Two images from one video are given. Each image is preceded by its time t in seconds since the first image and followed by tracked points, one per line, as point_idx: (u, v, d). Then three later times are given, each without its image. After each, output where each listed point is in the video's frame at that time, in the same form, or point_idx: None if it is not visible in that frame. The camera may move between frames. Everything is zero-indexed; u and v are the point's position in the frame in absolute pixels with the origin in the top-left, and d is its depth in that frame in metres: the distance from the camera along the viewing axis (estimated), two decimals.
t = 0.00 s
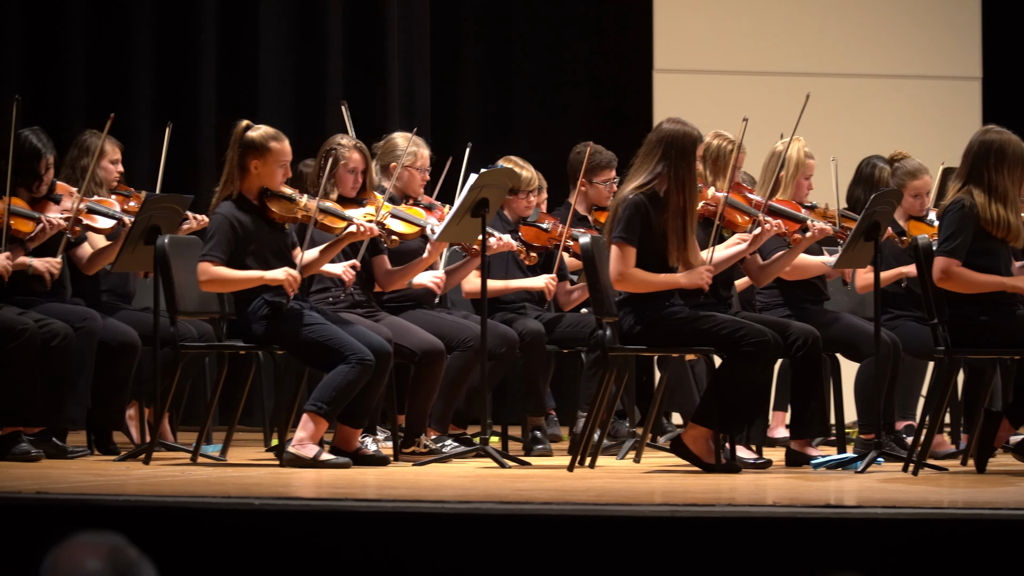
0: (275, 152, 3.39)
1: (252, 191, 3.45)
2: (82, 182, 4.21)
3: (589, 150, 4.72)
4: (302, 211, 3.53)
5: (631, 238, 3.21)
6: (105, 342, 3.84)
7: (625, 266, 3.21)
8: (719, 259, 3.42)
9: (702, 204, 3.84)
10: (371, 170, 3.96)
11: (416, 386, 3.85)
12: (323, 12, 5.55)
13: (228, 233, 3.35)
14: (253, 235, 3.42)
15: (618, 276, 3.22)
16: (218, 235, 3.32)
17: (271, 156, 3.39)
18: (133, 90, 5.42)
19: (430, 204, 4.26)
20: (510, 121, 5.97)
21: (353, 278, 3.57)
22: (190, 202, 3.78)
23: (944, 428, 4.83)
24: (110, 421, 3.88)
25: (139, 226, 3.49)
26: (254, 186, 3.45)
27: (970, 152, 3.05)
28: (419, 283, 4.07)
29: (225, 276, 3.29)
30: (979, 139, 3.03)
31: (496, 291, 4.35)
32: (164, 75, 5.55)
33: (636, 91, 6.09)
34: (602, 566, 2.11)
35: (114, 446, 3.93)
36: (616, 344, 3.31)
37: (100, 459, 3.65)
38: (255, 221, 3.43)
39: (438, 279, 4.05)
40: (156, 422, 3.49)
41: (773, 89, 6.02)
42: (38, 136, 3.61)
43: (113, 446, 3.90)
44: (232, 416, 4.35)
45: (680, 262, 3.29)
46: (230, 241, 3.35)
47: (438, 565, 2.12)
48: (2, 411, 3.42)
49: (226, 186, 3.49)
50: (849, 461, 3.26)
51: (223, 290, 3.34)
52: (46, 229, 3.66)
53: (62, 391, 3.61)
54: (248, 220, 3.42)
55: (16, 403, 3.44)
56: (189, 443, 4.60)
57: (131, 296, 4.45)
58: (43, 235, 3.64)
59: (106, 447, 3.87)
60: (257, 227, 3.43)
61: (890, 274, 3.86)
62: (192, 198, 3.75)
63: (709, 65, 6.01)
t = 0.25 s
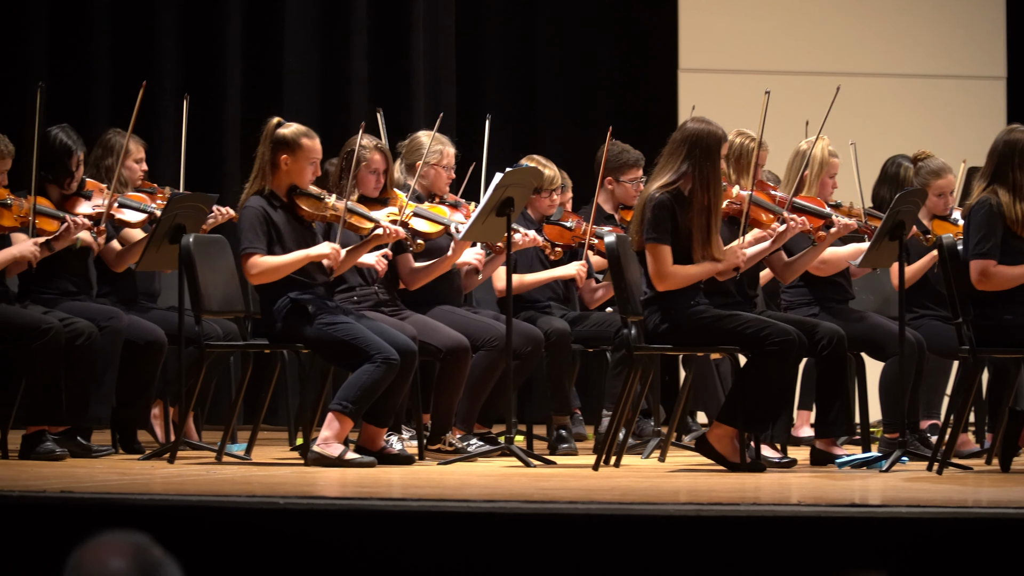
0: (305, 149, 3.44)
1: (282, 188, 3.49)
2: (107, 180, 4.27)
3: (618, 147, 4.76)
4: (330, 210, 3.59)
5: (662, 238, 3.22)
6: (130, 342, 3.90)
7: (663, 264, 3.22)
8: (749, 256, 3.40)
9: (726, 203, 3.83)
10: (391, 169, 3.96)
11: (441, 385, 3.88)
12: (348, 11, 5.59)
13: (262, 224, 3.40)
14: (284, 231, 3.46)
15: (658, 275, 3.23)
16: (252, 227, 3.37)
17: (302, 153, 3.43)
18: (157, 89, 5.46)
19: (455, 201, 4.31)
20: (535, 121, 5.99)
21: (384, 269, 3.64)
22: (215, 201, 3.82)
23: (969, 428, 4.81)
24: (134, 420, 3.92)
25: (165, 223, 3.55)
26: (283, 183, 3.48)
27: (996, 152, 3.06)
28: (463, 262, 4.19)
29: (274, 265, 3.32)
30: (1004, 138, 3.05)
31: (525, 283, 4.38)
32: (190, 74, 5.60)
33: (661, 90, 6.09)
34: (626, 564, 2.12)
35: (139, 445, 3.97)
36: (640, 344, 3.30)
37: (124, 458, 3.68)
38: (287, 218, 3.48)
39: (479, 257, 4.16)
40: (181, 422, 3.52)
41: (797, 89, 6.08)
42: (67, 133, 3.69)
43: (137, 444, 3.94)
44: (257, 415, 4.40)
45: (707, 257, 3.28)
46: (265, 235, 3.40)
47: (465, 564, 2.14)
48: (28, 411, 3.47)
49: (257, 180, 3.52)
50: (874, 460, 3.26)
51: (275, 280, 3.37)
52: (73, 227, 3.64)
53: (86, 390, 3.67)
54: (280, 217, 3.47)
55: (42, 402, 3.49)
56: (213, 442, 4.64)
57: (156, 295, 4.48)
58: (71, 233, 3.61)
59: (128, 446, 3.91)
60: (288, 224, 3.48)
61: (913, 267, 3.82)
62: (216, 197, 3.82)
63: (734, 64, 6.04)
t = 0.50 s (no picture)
0: (333, 147, 3.47)
1: (308, 186, 3.54)
2: (129, 180, 4.32)
3: (643, 147, 4.78)
4: (354, 209, 3.62)
5: (681, 238, 3.24)
6: (152, 342, 3.95)
7: (678, 264, 3.23)
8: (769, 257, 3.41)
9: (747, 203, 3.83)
10: (411, 169, 3.97)
11: (462, 385, 3.91)
12: (370, 12, 5.64)
13: (286, 220, 3.43)
14: (308, 228, 3.50)
15: (673, 276, 3.24)
16: (276, 224, 3.39)
17: (328, 151, 3.47)
18: (180, 91, 5.51)
19: (477, 202, 4.32)
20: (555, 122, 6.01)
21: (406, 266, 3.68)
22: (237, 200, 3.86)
23: (990, 428, 4.80)
24: (155, 418, 3.96)
25: (187, 223, 3.58)
26: (309, 181, 3.53)
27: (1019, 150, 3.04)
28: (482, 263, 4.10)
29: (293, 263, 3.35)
30: None
31: (545, 283, 4.40)
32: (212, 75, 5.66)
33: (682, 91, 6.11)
34: (646, 563, 2.13)
35: (159, 445, 4.01)
36: (661, 344, 3.30)
37: (146, 458, 3.72)
38: (312, 216, 3.51)
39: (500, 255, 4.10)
40: (203, 422, 3.56)
41: (817, 88, 6.12)
42: (89, 133, 3.74)
43: (157, 444, 3.98)
44: (278, 415, 4.44)
45: (727, 260, 3.30)
46: (288, 232, 3.43)
47: (485, 563, 2.16)
48: (49, 411, 3.52)
49: (283, 177, 3.56)
50: (894, 460, 3.26)
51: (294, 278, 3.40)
52: (92, 228, 3.66)
53: (107, 391, 3.70)
54: (305, 214, 3.50)
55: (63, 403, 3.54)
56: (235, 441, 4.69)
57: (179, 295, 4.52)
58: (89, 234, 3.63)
59: (150, 445, 3.95)
60: (313, 221, 3.52)
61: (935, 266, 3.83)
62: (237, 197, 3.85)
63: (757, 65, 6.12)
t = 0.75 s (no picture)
0: (347, 147, 3.50)
1: (322, 186, 3.56)
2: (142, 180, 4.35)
3: (661, 147, 4.79)
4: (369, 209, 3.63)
5: (690, 237, 3.26)
6: (167, 342, 3.98)
7: (682, 263, 3.25)
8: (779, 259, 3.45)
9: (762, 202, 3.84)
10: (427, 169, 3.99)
11: (478, 385, 3.93)
12: (385, 14, 5.66)
13: (298, 222, 3.44)
14: (320, 227, 3.50)
15: (675, 274, 3.25)
16: (287, 225, 3.41)
17: (343, 151, 3.50)
18: (196, 93, 5.55)
19: (492, 202, 4.32)
20: (571, 123, 6.03)
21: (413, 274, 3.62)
22: (251, 200, 3.88)
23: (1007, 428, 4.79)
24: (170, 418, 3.99)
25: (201, 223, 3.60)
26: (324, 181, 3.56)
27: None
28: (482, 283, 4.07)
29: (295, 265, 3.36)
30: None
31: (559, 287, 4.41)
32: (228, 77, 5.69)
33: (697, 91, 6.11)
34: (661, 562, 2.14)
35: (174, 445, 4.04)
36: (677, 344, 3.30)
37: (161, 458, 3.75)
38: (326, 216, 3.52)
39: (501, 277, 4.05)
40: (218, 422, 3.58)
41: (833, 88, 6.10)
42: (99, 132, 3.79)
43: (173, 445, 4.04)
44: (293, 415, 4.47)
45: (742, 261, 3.33)
46: (298, 232, 3.44)
47: (500, 561, 2.18)
48: (64, 412, 3.54)
49: (299, 177, 3.59)
50: (910, 460, 3.26)
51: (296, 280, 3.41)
52: (110, 229, 3.79)
53: (122, 391, 3.73)
54: (320, 214, 3.51)
55: (78, 403, 3.56)
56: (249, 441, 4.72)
57: (193, 295, 4.54)
58: (108, 236, 3.76)
59: (165, 445, 3.98)
60: (327, 221, 3.53)
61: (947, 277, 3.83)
62: (251, 196, 3.86)
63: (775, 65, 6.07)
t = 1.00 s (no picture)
0: (361, 147, 3.52)
1: (336, 186, 3.59)
2: (157, 178, 4.39)
3: (676, 147, 4.80)
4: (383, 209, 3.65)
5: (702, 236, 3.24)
6: (181, 341, 4.03)
7: (687, 259, 3.22)
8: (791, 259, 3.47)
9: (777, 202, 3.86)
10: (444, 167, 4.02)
11: (492, 384, 3.94)
12: (400, 13, 5.68)
13: (309, 223, 3.46)
14: (332, 227, 3.52)
15: (677, 268, 3.21)
16: (298, 225, 3.43)
17: (357, 151, 3.52)
18: (212, 94, 5.58)
19: (507, 202, 4.33)
20: (585, 122, 6.03)
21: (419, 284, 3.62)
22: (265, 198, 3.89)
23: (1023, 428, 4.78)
24: (184, 418, 4.02)
25: (216, 222, 3.62)
26: (338, 181, 3.58)
27: None
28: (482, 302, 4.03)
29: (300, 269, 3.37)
30: None
31: (573, 290, 4.44)
32: (243, 78, 5.73)
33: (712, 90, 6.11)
34: (674, 561, 2.15)
35: (189, 444, 4.06)
36: (692, 343, 3.31)
37: (176, 457, 3.77)
38: (339, 215, 3.54)
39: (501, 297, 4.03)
40: (233, 421, 3.61)
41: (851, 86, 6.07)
42: (106, 132, 3.94)
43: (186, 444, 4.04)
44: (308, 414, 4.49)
45: (756, 259, 3.35)
46: (310, 233, 3.46)
47: (514, 560, 2.19)
48: (79, 411, 3.56)
49: (312, 177, 3.61)
50: (925, 459, 3.25)
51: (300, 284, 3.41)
52: (124, 227, 3.89)
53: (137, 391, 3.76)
54: (332, 213, 3.53)
55: (94, 402, 3.59)
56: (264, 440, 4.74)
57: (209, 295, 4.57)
58: (122, 234, 3.87)
59: (180, 444, 4.00)
60: (340, 221, 3.55)
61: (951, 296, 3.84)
62: (267, 194, 3.92)
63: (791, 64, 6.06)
